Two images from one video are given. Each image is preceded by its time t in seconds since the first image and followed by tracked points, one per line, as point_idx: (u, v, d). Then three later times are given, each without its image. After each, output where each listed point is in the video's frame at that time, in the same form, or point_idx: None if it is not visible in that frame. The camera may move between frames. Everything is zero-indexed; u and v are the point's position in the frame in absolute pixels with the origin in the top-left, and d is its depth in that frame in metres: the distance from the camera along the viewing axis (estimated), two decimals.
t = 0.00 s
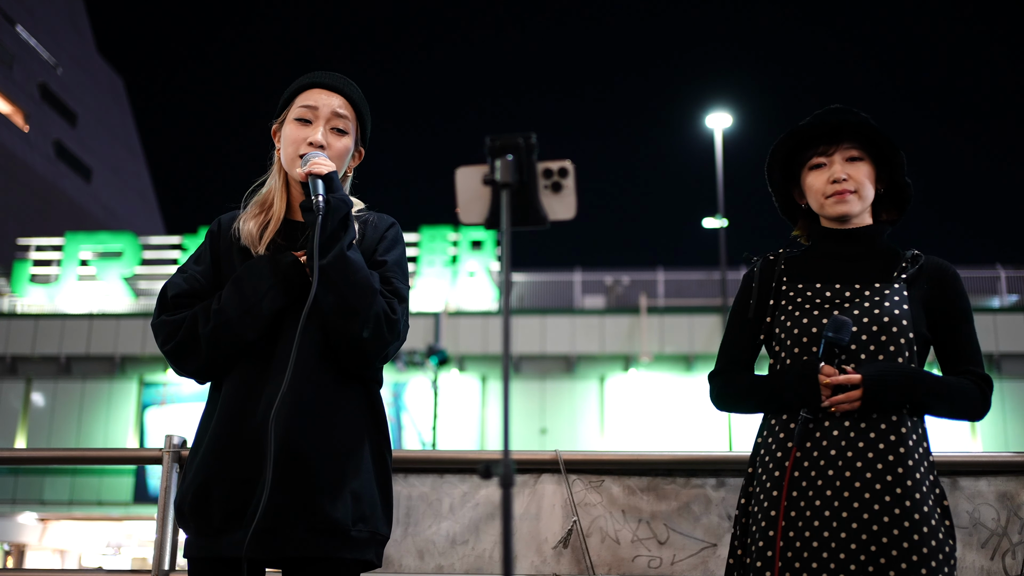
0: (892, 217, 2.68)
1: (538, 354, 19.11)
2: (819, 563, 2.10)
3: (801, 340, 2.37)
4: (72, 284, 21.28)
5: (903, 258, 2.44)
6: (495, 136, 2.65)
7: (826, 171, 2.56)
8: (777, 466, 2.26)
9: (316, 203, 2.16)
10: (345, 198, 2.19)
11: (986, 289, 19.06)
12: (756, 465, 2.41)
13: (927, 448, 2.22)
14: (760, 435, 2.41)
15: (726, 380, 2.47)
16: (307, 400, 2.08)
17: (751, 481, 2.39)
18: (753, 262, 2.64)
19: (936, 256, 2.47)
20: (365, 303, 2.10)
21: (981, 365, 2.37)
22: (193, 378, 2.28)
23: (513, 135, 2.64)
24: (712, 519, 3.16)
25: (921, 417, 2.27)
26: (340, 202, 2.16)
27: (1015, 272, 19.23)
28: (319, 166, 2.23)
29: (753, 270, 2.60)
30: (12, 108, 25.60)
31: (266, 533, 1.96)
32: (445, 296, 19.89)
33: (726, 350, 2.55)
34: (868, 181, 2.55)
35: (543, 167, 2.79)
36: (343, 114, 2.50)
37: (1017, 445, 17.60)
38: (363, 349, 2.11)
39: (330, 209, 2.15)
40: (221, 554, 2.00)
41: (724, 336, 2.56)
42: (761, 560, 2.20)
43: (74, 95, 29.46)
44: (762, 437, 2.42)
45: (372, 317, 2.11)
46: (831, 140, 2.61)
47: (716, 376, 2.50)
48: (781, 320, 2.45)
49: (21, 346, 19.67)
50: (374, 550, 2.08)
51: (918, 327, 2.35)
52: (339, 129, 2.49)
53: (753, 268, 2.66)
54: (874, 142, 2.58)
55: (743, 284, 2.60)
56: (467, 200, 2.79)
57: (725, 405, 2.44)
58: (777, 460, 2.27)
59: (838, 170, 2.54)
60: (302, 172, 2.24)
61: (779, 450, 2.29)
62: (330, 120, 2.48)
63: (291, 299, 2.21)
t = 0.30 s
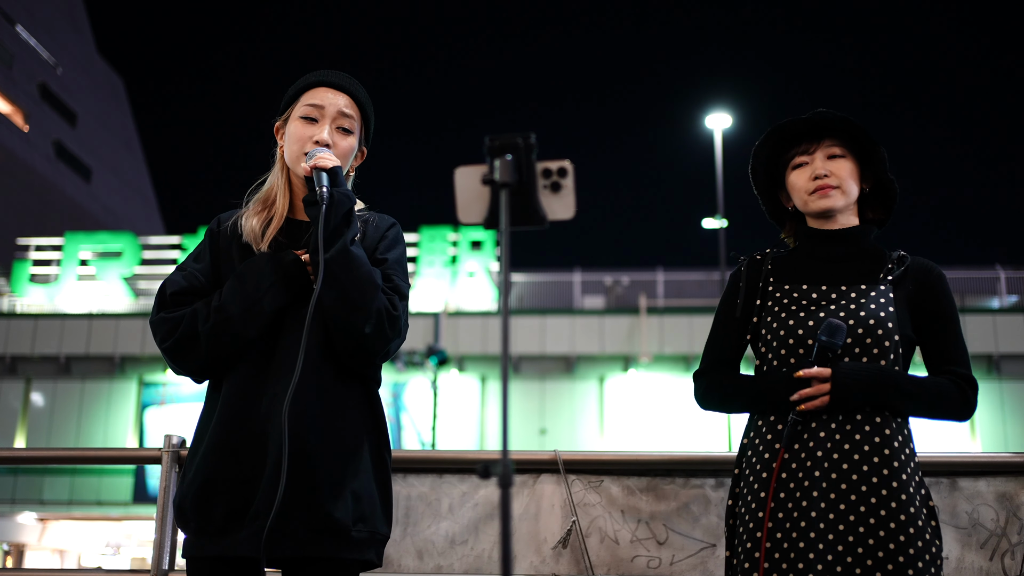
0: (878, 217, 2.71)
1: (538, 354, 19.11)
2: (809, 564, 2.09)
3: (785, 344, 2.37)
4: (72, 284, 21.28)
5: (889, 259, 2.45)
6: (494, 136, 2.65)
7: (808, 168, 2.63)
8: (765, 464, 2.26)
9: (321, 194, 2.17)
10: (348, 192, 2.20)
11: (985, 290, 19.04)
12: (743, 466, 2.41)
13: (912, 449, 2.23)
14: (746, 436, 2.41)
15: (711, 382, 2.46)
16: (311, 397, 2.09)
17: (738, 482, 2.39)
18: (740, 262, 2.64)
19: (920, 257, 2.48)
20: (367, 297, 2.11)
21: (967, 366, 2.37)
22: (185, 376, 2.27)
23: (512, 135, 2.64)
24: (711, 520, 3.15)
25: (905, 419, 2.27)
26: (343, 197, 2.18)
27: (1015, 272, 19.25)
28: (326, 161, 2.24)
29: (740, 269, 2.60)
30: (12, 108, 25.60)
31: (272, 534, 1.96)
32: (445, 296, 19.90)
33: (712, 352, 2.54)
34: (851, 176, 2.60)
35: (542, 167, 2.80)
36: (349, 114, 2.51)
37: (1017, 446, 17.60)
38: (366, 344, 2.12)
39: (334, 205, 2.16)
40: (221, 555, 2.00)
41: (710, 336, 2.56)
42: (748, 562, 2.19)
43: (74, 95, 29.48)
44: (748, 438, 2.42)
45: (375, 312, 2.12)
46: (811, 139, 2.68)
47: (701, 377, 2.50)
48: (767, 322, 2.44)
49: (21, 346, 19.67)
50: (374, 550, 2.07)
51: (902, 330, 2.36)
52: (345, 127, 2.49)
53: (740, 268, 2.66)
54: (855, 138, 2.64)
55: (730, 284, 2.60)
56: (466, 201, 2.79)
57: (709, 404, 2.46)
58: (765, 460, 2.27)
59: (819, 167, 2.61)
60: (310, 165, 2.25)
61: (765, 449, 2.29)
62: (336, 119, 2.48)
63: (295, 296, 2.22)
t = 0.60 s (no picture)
0: (869, 216, 2.71)
1: (537, 355, 19.10)
2: (806, 565, 2.08)
3: (783, 343, 2.37)
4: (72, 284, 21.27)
5: (879, 262, 2.46)
6: (493, 136, 2.65)
7: (795, 171, 2.63)
8: (765, 463, 2.25)
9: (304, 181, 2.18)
10: (336, 181, 2.20)
11: (985, 290, 19.04)
12: (736, 466, 2.39)
13: (907, 451, 2.24)
14: (739, 437, 2.40)
15: (703, 381, 2.44)
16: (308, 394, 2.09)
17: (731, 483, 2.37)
18: (732, 261, 2.63)
19: (910, 258, 2.49)
20: (357, 287, 2.10)
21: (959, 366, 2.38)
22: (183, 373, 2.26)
23: (512, 135, 2.64)
24: (711, 520, 3.15)
25: (898, 420, 2.28)
26: (331, 185, 2.17)
27: (1014, 273, 19.28)
28: (315, 152, 2.25)
29: (731, 269, 2.59)
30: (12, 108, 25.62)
31: (270, 530, 1.97)
32: (445, 296, 19.91)
33: (703, 351, 2.51)
34: (840, 176, 2.60)
35: (542, 167, 2.80)
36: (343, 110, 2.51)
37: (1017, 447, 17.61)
38: (357, 333, 2.10)
39: (319, 193, 2.15)
40: (219, 552, 1.99)
41: (701, 335, 2.54)
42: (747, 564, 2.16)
43: (74, 96, 29.49)
44: (742, 440, 2.41)
45: (364, 302, 2.10)
46: (799, 140, 2.68)
47: (693, 377, 2.46)
48: (761, 322, 2.43)
49: (21, 346, 19.67)
50: (371, 549, 2.06)
51: (897, 331, 2.37)
52: (338, 122, 2.48)
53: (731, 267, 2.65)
54: (841, 137, 2.65)
55: (721, 283, 2.59)
56: (465, 200, 2.79)
57: (700, 404, 2.43)
58: (764, 460, 2.26)
59: (807, 168, 2.61)
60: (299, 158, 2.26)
61: (760, 449, 2.29)
62: (330, 115, 2.48)
63: (287, 291, 2.21)
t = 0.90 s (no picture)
0: (864, 214, 2.71)
1: (537, 354, 19.09)
2: (812, 564, 2.07)
3: (784, 344, 2.37)
4: (72, 284, 21.28)
5: (878, 259, 2.45)
6: (494, 136, 2.65)
7: (790, 172, 2.64)
8: (775, 463, 2.23)
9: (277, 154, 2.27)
10: (310, 154, 2.28)
11: (986, 290, 19.04)
12: (740, 468, 2.39)
13: (910, 448, 2.24)
14: (742, 439, 2.40)
15: (705, 382, 2.43)
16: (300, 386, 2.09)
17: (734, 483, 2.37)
18: (730, 262, 2.64)
19: (908, 255, 2.49)
20: (336, 252, 2.13)
21: (958, 363, 2.38)
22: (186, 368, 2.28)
23: (513, 135, 2.63)
24: (711, 520, 3.15)
25: (902, 419, 2.28)
26: (304, 157, 2.25)
27: (1014, 272, 19.29)
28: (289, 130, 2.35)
29: (730, 269, 2.60)
30: (12, 108, 25.64)
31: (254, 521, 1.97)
32: (445, 296, 19.91)
33: (705, 351, 2.51)
34: (834, 175, 2.60)
35: (542, 167, 2.80)
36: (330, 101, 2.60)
37: (1016, 447, 17.62)
38: (337, 301, 2.10)
39: (293, 164, 2.23)
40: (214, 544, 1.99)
41: (703, 336, 2.53)
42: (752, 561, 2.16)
43: (74, 96, 29.51)
44: (745, 440, 2.41)
45: (344, 267, 2.12)
46: (794, 140, 2.68)
47: (697, 380, 2.46)
48: (762, 323, 2.43)
49: (21, 346, 19.68)
50: (356, 536, 2.06)
51: (897, 328, 2.37)
52: (326, 111, 2.56)
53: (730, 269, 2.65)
54: (834, 137, 2.64)
55: (720, 283, 2.60)
56: (466, 200, 2.79)
57: (705, 407, 2.43)
58: (769, 460, 2.24)
59: (802, 169, 2.61)
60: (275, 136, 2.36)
61: (762, 448, 2.28)
62: (318, 105, 2.57)
63: (280, 277, 2.23)
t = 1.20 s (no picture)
0: (865, 211, 2.71)
1: (537, 355, 19.09)
2: (820, 565, 2.08)
3: (789, 344, 2.36)
4: (72, 285, 21.27)
5: (881, 258, 2.46)
6: (493, 136, 2.65)
7: (791, 174, 2.63)
8: (783, 463, 2.23)
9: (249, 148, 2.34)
10: (281, 152, 2.33)
11: (985, 290, 19.06)
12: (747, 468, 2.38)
13: (916, 448, 2.24)
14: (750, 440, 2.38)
15: (710, 386, 2.42)
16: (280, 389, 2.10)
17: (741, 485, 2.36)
18: (732, 262, 2.63)
19: (911, 255, 2.49)
20: (304, 246, 2.13)
21: (958, 363, 2.39)
22: (180, 376, 2.41)
23: (512, 135, 2.63)
24: (710, 520, 3.15)
25: (907, 418, 2.28)
26: (275, 156, 2.31)
27: (1014, 272, 19.30)
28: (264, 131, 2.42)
29: (732, 269, 2.59)
30: (12, 108, 25.65)
31: (235, 521, 1.98)
32: (445, 296, 19.92)
33: (710, 352, 2.50)
34: (835, 175, 2.60)
35: (542, 168, 2.80)
36: (315, 105, 2.67)
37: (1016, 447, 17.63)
38: (304, 295, 2.09)
39: (265, 162, 2.29)
40: (201, 542, 2.01)
41: (707, 337, 2.52)
42: (757, 561, 2.17)
43: (74, 96, 29.52)
44: (751, 442, 2.41)
45: (312, 260, 2.13)
46: (794, 141, 2.67)
47: (703, 382, 2.45)
48: (768, 322, 2.42)
49: (21, 346, 19.67)
50: (337, 537, 2.05)
51: (902, 327, 2.37)
52: (310, 113, 2.66)
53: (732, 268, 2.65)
54: (834, 137, 2.62)
55: (722, 283, 2.58)
56: (465, 200, 2.79)
57: (710, 408, 2.40)
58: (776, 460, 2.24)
59: (803, 171, 2.60)
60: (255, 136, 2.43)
61: (772, 448, 2.28)
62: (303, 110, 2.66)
63: (259, 283, 2.26)
